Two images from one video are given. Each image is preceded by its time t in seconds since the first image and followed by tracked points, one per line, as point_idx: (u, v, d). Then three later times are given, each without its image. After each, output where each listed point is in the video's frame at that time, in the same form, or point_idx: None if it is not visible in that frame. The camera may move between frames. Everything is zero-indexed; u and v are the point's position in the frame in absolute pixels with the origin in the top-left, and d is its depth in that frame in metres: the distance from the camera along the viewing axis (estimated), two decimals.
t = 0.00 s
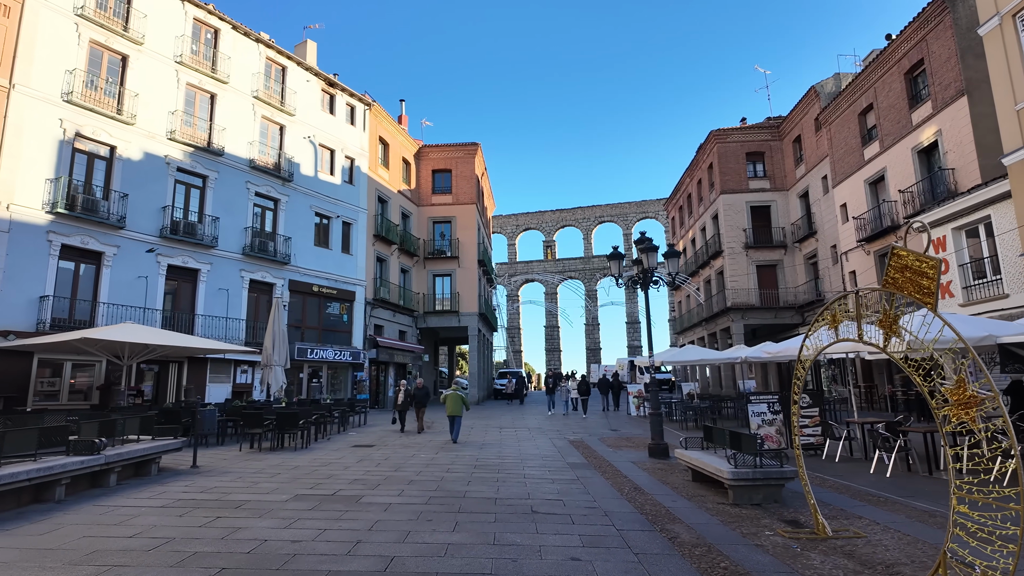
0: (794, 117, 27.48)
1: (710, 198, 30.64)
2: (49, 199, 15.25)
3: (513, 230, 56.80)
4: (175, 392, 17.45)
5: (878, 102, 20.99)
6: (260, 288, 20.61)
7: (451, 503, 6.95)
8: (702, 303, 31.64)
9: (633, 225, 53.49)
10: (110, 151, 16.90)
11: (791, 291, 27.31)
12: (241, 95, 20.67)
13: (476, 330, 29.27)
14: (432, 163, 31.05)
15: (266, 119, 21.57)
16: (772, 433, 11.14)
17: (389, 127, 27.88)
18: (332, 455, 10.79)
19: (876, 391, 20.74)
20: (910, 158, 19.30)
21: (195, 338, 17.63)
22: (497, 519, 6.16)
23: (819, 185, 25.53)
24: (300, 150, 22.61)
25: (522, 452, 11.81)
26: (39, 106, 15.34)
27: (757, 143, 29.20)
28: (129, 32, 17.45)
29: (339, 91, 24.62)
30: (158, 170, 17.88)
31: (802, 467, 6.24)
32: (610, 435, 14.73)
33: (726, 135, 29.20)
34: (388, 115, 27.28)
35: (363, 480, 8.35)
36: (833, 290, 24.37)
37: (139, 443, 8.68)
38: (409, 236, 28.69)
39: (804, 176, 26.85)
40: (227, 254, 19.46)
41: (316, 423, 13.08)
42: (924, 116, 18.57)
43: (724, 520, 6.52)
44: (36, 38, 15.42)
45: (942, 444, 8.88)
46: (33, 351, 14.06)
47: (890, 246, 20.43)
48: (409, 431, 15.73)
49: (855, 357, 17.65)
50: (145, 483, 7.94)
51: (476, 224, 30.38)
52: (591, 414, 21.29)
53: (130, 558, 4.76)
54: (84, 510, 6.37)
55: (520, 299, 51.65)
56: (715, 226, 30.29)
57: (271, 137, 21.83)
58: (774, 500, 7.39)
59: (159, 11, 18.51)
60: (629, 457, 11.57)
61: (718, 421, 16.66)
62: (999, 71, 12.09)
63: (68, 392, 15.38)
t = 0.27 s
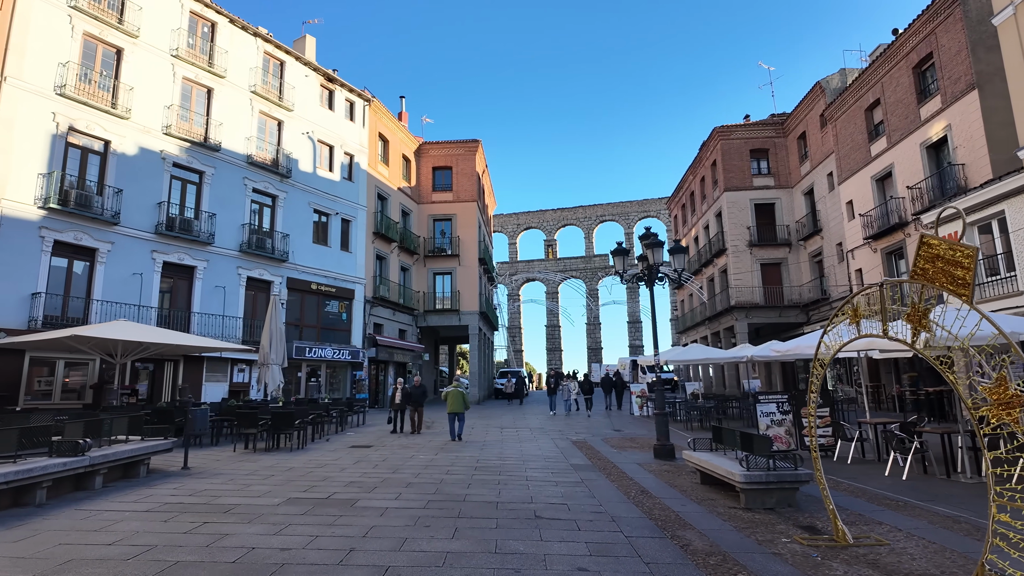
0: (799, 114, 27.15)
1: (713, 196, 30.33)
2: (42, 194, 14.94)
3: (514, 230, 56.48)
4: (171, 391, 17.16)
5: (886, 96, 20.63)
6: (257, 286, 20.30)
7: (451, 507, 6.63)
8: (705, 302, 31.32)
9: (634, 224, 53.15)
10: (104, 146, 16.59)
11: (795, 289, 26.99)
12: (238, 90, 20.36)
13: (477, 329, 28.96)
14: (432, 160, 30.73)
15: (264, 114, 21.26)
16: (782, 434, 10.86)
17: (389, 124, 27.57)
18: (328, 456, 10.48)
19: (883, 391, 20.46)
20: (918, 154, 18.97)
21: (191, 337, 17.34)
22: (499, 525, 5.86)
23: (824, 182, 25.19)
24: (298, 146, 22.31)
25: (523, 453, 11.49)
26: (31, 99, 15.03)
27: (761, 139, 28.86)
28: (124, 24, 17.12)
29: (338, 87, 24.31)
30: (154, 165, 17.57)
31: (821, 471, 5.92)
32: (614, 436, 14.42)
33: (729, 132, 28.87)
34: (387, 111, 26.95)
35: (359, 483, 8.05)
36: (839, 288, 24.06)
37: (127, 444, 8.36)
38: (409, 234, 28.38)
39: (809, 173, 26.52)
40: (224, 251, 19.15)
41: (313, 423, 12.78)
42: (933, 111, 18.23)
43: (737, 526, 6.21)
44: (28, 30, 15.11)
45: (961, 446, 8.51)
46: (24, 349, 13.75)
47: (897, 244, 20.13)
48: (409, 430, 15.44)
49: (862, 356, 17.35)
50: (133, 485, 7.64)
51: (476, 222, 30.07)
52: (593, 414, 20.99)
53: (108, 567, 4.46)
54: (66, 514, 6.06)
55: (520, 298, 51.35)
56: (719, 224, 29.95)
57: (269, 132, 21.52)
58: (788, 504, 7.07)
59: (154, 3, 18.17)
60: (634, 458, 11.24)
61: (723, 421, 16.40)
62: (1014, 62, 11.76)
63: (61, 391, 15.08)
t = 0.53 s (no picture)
0: (802, 111, 26.85)
1: (715, 195, 30.01)
2: (32, 191, 14.64)
3: (514, 229, 56.18)
4: (164, 392, 16.85)
5: (891, 93, 20.33)
6: (253, 285, 19.99)
7: (447, 516, 6.32)
8: (707, 301, 31.00)
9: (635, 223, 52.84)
10: (96, 142, 16.29)
11: (798, 289, 26.69)
12: (234, 86, 20.06)
13: (476, 329, 28.64)
14: (431, 158, 30.43)
15: (260, 111, 20.95)
16: (789, 437, 10.45)
17: (387, 121, 27.27)
18: (321, 460, 10.16)
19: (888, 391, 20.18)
20: (924, 151, 18.66)
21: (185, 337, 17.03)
22: (497, 535, 5.54)
23: (828, 180, 24.89)
24: (295, 143, 22.00)
25: (523, 456, 11.18)
26: (21, 94, 14.73)
27: (763, 137, 28.56)
28: (117, 19, 16.82)
29: (336, 84, 24.00)
30: (147, 162, 17.26)
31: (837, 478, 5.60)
32: (615, 438, 14.10)
33: (731, 129, 28.57)
34: (386, 109, 26.65)
35: (352, 489, 7.72)
36: (843, 288, 23.77)
37: (110, 447, 8.04)
38: (408, 233, 28.07)
39: (812, 171, 26.22)
40: (219, 250, 18.84)
41: (308, 425, 12.47)
42: (940, 107, 17.92)
43: (748, 535, 5.90)
44: (18, 23, 14.80)
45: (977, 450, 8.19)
46: (12, 349, 13.45)
47: (903, 242, 19.83)
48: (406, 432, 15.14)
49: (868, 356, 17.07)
50: (115, 491, 7.32)
51: (476, 220, 29.76)
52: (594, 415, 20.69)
53: None
54: (41, 523, 5.76)
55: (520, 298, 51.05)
56: (721, 223, 29.64)
57: (265, 129, 21.21)
58: (801, 512, 6.76)
59: None
60: (637, 461, 10.92)
61: (727, 423, 16.10)
62: None
63: (51, 392, 14.76)
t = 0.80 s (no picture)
0: (802, 107, 26.59)
1: (714, 192, 29.73)
2: (16, 187, 14.28)
3: (512, 228, 55.86)
4: (154, 392, 16.53)
5: (892, 88, 20.06)
6: (245, 283, 19.65)
7: (438, 521, 6.01)
8: (706, 300, 30.72)
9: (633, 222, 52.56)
10: (84, 137, 15.93)
11: (798, 287, 26.42)
12: (226, 81, 19.71)
13: (473, 327, 28.33)
14: (427, 155, 30.09)
15: (252, 106, 20.61)
16: (792, 437, 10.17)
17: (383, 118, 26.93)
18: (311, 462, 9.84)
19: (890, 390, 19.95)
20: (926, 146, 18.40)
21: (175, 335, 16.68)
22: (490, 543, 5.23)
23: (828, 176, 24.63)
24: (289, 139, 21.65)
25: (519, 457, 10.86)
26: (5, 87, 14.37)
27: (763, 134, 28.29)
28: (104, 11, 16.45)
29: (330, 79, 23.66)
30: (136, 157, 16.91)
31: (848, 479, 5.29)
32: (614, 438, 13.80)
33: (730, 126, 28.29)
34: (381, 105, 26.31)
35: (339, 493, 7.40)
36: (843, 285, 23.53)
37: (88, 450, 7.70)
38: (404, 230, 27.73)
39: (812, 168, 25.96)
40: (210, 247, 18.50)
41: (299, 426, 12.14)
42: (943, 102, 17.66)
43: (754, 541, 5.60)
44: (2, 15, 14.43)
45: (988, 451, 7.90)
46: None
47: (905, 239, 19.58)
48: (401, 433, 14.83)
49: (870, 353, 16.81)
50: (91, 495, 6.99)
51: (473, 218, 29.44)
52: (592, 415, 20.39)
53: None
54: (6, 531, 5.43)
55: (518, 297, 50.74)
56: (720, 220, 29.36)
57: (258, 125, 20.86)
58: (808, 516, 6.46)
59: None
60: (637, 463, 10.60)
61: (727, 423, 15.81)
62: None
63: (37, 392, 14.42)
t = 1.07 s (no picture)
0: (804, 106, 26.33)
1: (715, 191, 29.45)
2: (4, 184, 13.99)
3: (511, 228, 55.57)
4: (147, 393, 16.24)
5: (896, 85, 19.79)
6: (240, 283, 19.35)
7: (431, 531, 5.72)
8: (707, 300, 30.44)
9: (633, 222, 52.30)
10: (74, 134, 15.63)
11: (800, 286, 26.15)
12: (220, 77, 19.41)
13: (472, 328, 28.05)
14: (426, 154, 29.81)
15: (248, 104, 20.32)
16: (798, 440, 9.97)
17: (380, 116, 26.65)
18: (302, 466, 9.56)
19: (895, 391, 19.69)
20: (931, 144, 18.13)
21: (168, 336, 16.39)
22: (486, 555, 4.94)
23: (831, 175, 24.37)
24: (284, 137, 21.37)
25: (518, 461, 10.58)
26: None
27: (764, 133, 28.02)
28: (96, 6, 16.16)
29: (326, 76, 23.37)
30: (128, 155, 16.62)
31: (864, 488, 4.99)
32: (615, 441, 13.53)
33: (732, 125, 28.03)
34: (378, 103, 26.02)
35: (330, 500, 7.11)
36: (846, 285, 23.26)
37: (70, 455, 7.41)
38: (402, 230, 27.44)
39: (814, 167, 25.69)
40: (204, 246, 18.21)
41: (292, 428, 11.86)
42: (948, 99, 17.39)
43: (764, 552, 5.32)
44: None
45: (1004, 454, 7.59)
46: None
47: (909, 238, 19.31)
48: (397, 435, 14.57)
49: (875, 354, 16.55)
50: (70, 503, 6.70)
51: (471, 218, 29.16)
52: (592, 417, 20.13)
53: None
54: None
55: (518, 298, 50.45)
56: (721, 220, 29.08)
57: (253, 122, 20.58)
58: (819, 524, 6.17)
59: None
60: (638, 466, 10.33)
61: (730, 425, 15.52)
62: None
63: (25, 394, 14.12)
